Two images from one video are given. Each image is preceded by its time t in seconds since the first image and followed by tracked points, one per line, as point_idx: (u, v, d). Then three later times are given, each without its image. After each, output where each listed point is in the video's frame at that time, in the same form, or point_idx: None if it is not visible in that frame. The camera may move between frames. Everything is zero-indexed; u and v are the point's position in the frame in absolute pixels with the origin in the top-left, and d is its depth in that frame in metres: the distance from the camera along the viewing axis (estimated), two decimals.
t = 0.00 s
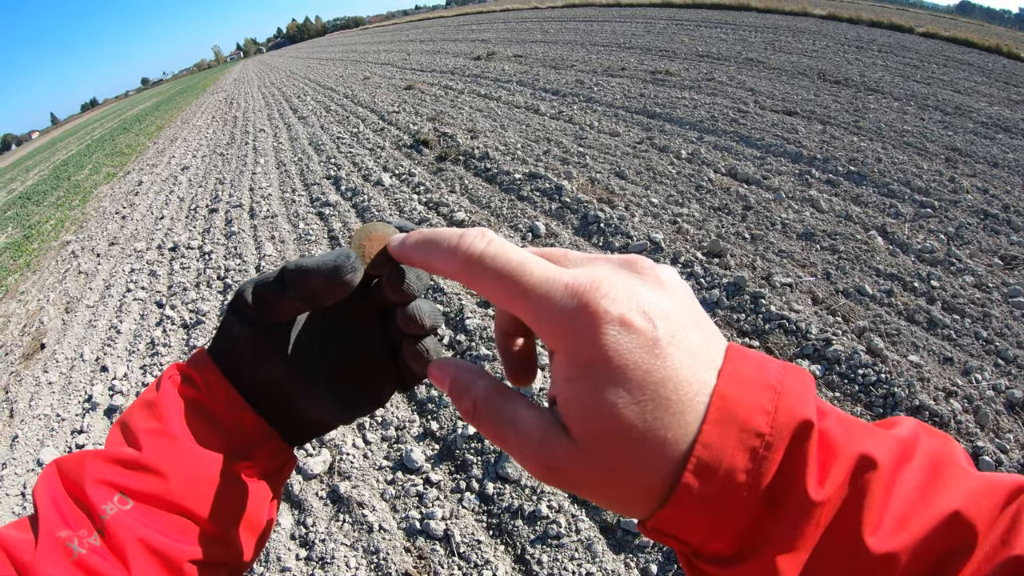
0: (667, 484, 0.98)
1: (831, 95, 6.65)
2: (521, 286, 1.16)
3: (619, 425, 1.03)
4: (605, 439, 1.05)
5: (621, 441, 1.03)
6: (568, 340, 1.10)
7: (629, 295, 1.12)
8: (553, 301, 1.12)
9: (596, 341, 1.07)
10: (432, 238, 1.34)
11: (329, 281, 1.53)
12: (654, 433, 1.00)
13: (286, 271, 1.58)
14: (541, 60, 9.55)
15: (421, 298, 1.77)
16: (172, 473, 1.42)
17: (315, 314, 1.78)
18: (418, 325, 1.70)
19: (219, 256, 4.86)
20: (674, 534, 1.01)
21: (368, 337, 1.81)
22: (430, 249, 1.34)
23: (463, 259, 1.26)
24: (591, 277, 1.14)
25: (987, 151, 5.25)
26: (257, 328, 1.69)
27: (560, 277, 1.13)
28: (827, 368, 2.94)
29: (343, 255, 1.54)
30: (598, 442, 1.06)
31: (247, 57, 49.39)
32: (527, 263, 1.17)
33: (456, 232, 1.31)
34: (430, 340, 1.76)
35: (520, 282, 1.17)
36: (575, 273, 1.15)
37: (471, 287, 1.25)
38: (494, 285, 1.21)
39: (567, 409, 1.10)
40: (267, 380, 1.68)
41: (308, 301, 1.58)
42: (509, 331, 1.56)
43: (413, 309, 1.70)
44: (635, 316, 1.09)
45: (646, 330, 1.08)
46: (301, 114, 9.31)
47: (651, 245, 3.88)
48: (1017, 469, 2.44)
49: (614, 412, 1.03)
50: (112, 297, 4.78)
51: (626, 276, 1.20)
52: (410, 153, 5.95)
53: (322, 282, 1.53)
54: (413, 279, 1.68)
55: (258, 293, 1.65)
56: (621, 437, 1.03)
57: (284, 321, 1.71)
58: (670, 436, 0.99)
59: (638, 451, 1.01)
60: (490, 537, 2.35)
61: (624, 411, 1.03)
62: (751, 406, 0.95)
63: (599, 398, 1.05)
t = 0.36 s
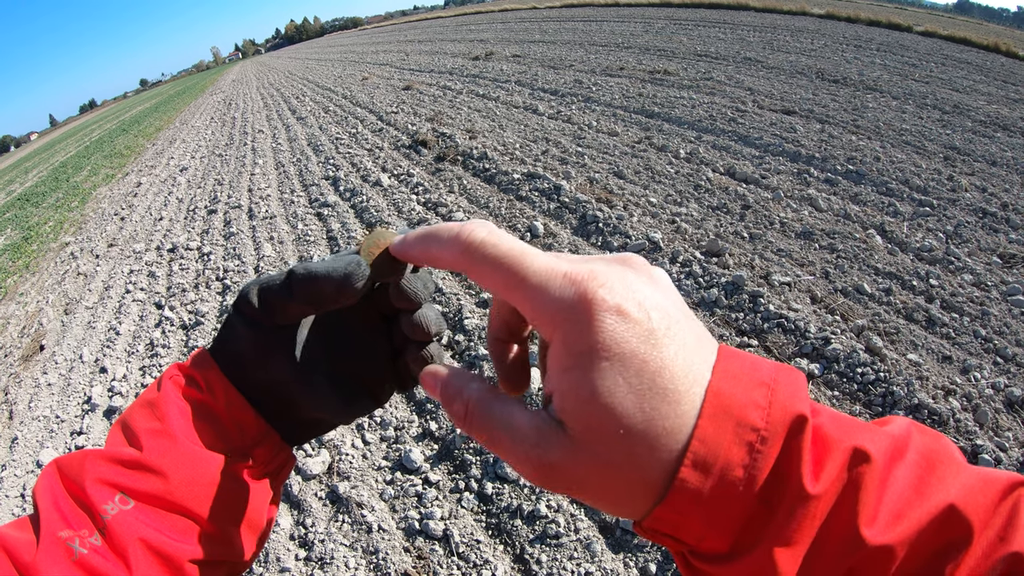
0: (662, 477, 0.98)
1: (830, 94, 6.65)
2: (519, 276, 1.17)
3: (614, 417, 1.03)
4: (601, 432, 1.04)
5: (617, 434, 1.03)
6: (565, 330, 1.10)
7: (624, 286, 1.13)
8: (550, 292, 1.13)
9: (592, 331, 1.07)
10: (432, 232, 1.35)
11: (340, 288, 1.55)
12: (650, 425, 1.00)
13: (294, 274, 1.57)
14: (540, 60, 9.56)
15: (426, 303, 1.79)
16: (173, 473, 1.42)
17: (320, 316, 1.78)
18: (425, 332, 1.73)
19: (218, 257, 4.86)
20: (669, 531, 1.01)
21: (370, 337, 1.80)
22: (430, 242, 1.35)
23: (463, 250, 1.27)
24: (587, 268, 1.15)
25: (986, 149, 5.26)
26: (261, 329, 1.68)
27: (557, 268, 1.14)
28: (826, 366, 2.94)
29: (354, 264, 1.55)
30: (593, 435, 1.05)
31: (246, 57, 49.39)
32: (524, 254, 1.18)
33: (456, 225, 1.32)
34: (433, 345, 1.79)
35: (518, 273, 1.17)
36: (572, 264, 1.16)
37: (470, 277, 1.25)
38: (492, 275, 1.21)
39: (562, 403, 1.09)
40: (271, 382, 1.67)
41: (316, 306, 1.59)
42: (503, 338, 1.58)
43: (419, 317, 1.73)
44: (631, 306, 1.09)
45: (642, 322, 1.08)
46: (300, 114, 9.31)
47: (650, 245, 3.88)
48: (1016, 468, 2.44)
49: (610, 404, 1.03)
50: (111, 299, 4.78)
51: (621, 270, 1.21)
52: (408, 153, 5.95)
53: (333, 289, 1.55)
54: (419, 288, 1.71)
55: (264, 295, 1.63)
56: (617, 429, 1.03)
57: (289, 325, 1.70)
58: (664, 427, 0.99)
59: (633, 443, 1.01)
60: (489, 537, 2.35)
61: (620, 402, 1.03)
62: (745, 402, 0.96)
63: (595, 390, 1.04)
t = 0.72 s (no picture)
0: (665, 490, 0.99)
1: (827, 91, 6.66)
2: (534, 289, 1.17)
3: (622, 431, 1.03)
4: (609, 446, 1.04)
5: (625, 448, 1.03)
6: (577, 345, 1.10)
7: (638, 303, 1.13)
8: (564, 306, 1.13)
9: (605, 346, 1.07)
10: (446, 239, 1.35)
11: (327, 271, 1.54)
12: (657, 440, 1.00)
13: (283, 263, 1.60)
14: (538, 59, 9.56)
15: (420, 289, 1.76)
16: (170, 470, 1.42)
17: (313, 306, 1.79)
18: (416, 316, 1.70)
19: (217, 258, 4.85)
20: (667, 540, 1.03)
21: (365, 328, 1.80)
22: (444, 249, 1.34)
23: (479, 260, 1.27)
24: (602, 284, 1.15)
25: (983, 146, 5.26)
26: (255, 322, 1.69)
27: (572, 284, 1.14)
28: (825, 364, 2.94)
29: (340, 245, 1.56)
30: (601, 448, 1.05)
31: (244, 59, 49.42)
32: (540, 267, 1.18)
33: (472, 234, 1.31)
34: (427, 331, 1.78)
35: (533, 286, 1.17)
36: (586, 280, 1.16)
37: (485, 288, 1.25)
38: (506, 285, 1.21)
39: (570, 416, 1.09)
40: (266, 375, 1.69)
41: (306, 292, 1.59)
42: (510, 343, 1.60)
43: (410, 300, 1.69)
44: (645, 323, 1.10)
45: (653, 338, 1.08)
46: (298, 115, 9.31)
47: (648, 243, 3.88)
48: (1016, 464, 2.44)
49: (619, 418, 1.03)
50: (110, 301, 4.78)
51: (634, 286, 1.21)
52: (406, 153, 5.95)
53: (321, 273, 1.55)
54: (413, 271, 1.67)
55: (255, 286, 1.65)
56: (625, 444, 1.03)
57: (284, 315, 1.71)
58: (671, 442, 0.99)
59: (640, 458, 1.01)
60: (489, 536, 2.35)
61: (629, 417, 1.03)
62: (747, 417, 0.97)
63: (605, 404, 1.04)
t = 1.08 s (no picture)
0: (658, 505, 0.99)
1: (827, 91, 6.66)
2: (525, 303, 1.17)
3: (614, 446, 1.03)
4: (600, 460, 1.04)
5: (617, 463, 1.03)
6: (568, 359, 1.10)
7: (630, 316, 1.13)
8: (555, 320, 1.12)
9: (596, 361, 1.06)
10: (441, 250, 1.35)
11: (328, 269, 1.55)
12: (648, 455, 1.00)
13: (285, 263, 1.60)
14: (537, 60, 9.56)
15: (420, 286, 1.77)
16: (171, 472, 1.42)
17: (314, 308, 1.78)
18: (417, 314, 1.71)
19: (217, 259, 4.85)
20: (660, 555, 1.02)
21: (366, 328, 1.81)
22: (439, 261, 1.35)
23: (471, 272, 1.27)
24: (594, 298, 1.14)
25: (983, 145, 5.26)
26: (257, 322, 1.69)
27: (563, 297, 1.14)
28: (825, 363, 2.94)
29: (341, 242, 1.55)
30: (593, 463, 1.05)
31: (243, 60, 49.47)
32: (531, 280, 1.18)
33: (465, 245, 1.32)
34: (428, 330, 1.79)
35: (524, 299, 1.17)
36: (579, 293, 1.15)
37: (478, 301, 1.25)
38: (499, 298, 1.21)
39: (562, 431, 1.08)
40: (267, 377, 1.69)
41: (308, 292, 1.59)
42: (504, 356, 1.59)
43: (411, 298, 1.70)
44: (636, 337, 1.09)
45: (646, 353, 1.08)
46: (297, 116, 9.32)
47: (647, 243, 3.88)
48: (1016, 463, 2.44)
49: (611, 434, 1.03)
50: (110, 302, 4.78)
51: (627, 299, 1.20)
52: (406, 154, 5.95)
53: (323, 271, 1.55)
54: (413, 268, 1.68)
55: (257, 287, 1.65)
56: (617, 459, 1.03)
57: (285, 316, 1.71)
58: (663, 458, 0.99)
59: (632, 473, 1.01)
60: (489, 536, 2.35)
61: (620, 432, 1.03)
62: (740, 432, 0.97)
63: (596, 419, 1.04)
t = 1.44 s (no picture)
0: (655, 514, 0.99)
1: (827, 90, 6.66)
2: (523, 312, 1.17)
3: (612, 455, 1.03)
4: (598, 469, 1.04)
5: (615, 472, 1.03)
6: (567, 368, 1.10)
7: (629, 325, 1.13)
8: (553, 329, 1.13)
9: (595, 370, 1.07)
10: (436, 257, 1.34)
11: (324, 263, 1.54)
12: (647, 464, 1.00)
13: (283, 261, 1.60)
14: (537, 58, 9.56)
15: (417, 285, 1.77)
16: (170, 472, 1.42)
17: (313, 307, 1.79)
18: (414, 313, 1.71)
19: (217, 258, 4.86)
20: (657, 563, 1.02)
21: (364, 328, 1.81)
22: (434, 268, 1.34)
23: (467, 279, 1.26)
24: (592, 306, 1.15)
25: (983, 144, 5.26)
26: (257, 321, 1.69)
27: (561, 305, 1.14)
28: (825, 361, 2.94)
29: (334, 234, 1.54)
30: (590, 472, 1.05)
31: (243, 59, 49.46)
32: (529, 288, 1.18)
33: (461, 252, 1.31)
34: (425, 328, 1.77)
35: (522, 307, 1.17)
36: (577, 300, 1.16)
37: (474, 308, 1.24)
38: (495, 306, 1.21)
39: (560, 439, 1.09)
40: (268, 376, 1.69)
41: (307, 289, 1.59)
42: (502, 363, 1.58)
43: (409, 297, 1.71)
44: (635, 346, 1.10)
45: (644, 361, 1.08)
46: (297, 115, 9.32)
47: (647, 242, 3.87)
48: (1016, 462, 2.44)
49: (609, 443, 1.03)
50: (110, 301, 4.78)
51: (626, 306, 1.21)
52: (406, 153, 5.94)
53: (319, 266, 1.55)
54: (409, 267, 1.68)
55: (256, 285, 1.66)
56: (615, 468, 1.03)
57: (286, 314, 1.71)
58: (661, 468, 0.99)
59: (630, 482, 1.02)
60: (489, 534, 2.35)
61: (618, 441, 1.03)
62: (739, 440, 0.97)
63: (594, 428, 1.04)
